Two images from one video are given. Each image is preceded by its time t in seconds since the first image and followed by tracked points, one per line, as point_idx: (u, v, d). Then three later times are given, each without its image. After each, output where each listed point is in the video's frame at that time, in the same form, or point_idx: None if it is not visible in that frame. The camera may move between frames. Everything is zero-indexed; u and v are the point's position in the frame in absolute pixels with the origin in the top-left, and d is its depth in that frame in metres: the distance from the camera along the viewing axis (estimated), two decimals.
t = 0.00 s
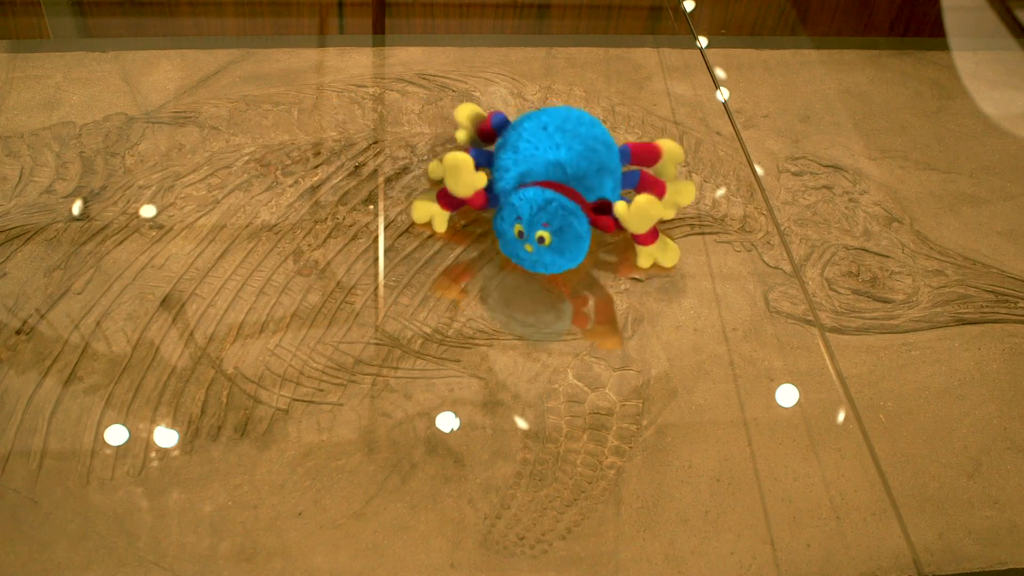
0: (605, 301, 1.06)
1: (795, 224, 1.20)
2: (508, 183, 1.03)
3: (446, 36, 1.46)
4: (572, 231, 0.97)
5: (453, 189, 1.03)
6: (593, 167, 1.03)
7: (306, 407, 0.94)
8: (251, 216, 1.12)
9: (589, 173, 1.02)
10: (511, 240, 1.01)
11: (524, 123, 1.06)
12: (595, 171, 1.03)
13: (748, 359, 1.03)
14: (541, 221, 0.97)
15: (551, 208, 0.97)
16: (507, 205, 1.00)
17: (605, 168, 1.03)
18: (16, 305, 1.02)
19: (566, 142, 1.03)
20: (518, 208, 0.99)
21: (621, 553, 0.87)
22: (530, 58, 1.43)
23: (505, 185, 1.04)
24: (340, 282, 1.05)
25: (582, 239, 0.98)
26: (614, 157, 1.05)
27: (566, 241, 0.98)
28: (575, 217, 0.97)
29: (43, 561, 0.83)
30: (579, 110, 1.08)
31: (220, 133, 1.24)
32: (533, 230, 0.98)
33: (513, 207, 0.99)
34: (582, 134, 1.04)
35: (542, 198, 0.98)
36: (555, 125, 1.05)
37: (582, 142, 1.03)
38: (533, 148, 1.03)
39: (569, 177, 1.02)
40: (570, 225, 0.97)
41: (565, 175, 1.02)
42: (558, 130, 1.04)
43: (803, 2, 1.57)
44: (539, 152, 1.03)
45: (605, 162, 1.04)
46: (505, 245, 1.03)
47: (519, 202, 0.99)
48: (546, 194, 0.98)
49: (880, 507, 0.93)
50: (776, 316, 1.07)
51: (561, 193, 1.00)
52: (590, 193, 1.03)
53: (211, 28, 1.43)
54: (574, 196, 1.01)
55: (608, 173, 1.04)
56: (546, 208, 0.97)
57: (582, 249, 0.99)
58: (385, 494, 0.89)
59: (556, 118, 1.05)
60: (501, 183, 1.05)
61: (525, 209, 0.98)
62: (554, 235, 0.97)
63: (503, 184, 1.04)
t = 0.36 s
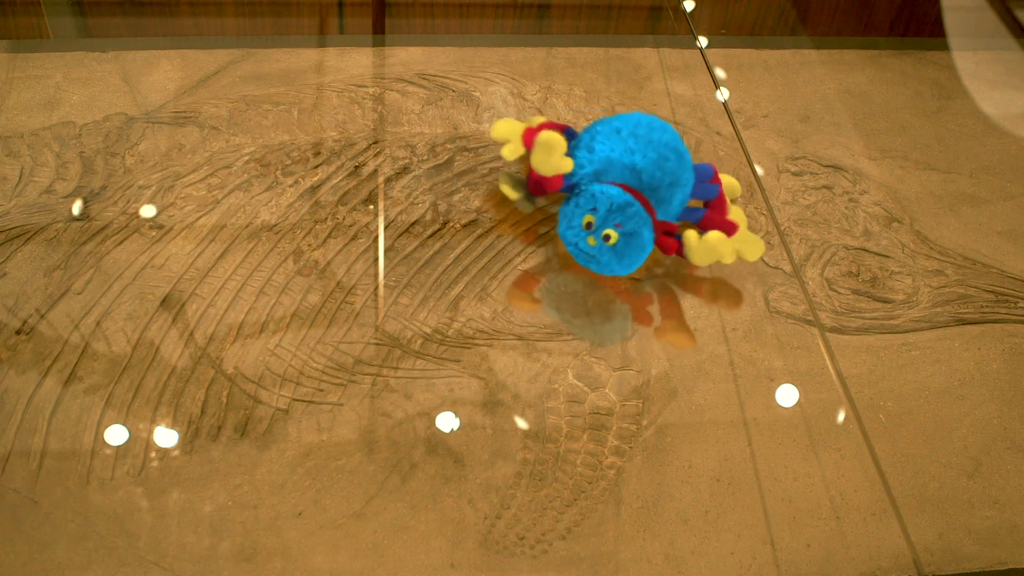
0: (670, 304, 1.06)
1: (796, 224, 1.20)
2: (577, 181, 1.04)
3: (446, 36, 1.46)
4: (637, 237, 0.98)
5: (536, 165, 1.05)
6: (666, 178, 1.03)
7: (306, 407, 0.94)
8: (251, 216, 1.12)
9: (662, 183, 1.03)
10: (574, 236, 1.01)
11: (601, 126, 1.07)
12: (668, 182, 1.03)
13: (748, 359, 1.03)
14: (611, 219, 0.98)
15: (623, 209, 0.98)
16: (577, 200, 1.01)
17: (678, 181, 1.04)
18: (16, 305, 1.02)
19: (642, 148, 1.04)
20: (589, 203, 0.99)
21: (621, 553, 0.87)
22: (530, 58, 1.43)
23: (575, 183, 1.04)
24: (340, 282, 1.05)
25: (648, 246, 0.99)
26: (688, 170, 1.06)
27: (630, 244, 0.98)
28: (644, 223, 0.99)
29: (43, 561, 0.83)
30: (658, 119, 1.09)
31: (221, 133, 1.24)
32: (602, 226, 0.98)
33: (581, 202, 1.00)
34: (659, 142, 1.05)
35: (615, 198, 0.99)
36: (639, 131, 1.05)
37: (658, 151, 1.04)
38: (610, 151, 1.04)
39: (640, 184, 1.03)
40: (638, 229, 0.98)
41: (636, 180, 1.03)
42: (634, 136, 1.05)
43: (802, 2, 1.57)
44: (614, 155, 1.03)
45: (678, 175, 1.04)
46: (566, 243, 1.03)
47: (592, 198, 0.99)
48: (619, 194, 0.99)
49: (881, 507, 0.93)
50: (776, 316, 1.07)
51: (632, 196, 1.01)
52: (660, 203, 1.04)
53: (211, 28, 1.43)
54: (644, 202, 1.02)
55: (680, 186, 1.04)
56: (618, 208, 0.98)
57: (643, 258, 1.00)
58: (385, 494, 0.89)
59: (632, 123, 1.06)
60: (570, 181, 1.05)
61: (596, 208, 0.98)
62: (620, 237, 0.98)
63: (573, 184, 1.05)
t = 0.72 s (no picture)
0: (696, 308, 1.06)
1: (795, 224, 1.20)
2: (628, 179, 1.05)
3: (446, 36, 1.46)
4: (683, 233, 0.97)
5: (582, 169, 1.08)
6: (715, 174, 1.02)
7: (306, 407, 0.94)
8: (251, 216, 1.12)
9: (710, 180, 1.02)
10: (617, 234, 0.99)
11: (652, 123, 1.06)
12: (715, 180, 1.02)
13: (748, 359, 1.03)
14: (654, 216, 0.96)
15: (668, 205, 0.96)
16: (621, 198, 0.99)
17: (726, 179, 1.02)
18: (17, 305, 1.02)
19: (691, 145, 1.02)
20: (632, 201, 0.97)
21: (621, 553, 0.87)
22: (529, 58, 1.43)
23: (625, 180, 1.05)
24: (340, 282, 1.05)
25: (694, 241, 0.98)
26: (738, 167, 1.04)
27: (676, 240, 0.97)
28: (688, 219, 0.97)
29: (43, 561, 0.83)
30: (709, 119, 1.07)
31: (220, 133, 1.24)
32: (646, 224, 0.96)
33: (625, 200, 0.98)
34: (708, 140, 1.03)
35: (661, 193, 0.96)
36: (689, 129, 1.04)
37: (707, 148, 1.02)
38: (662, 148, 1.03)
39: (689, 182, 1.01)
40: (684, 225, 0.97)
41: (684, 177, 1.01)
42: (684, 134, 1.03)
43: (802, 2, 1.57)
44: (663, 152, 1.03)
45: (727, 173, 1.02)
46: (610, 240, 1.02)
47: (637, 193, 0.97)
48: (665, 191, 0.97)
49: (880, 507, 0.93)
50: (776, 315, 1.07)
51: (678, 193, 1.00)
52: (708, 199, 1.03)
53: (211, 28, 1.43)
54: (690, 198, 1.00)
55: (729, 182, 1.03)
56: (662, 204, 0.96)
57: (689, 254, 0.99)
58: (385, 494, 0.89)
59: (683, 121, 1.05)
60: (620, 177, 1.06)
61: (638, 202, 0.97)
62: (663, 233, 0.96)
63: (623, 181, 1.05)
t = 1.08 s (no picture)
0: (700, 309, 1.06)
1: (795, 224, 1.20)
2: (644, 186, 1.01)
3: (445, 36, 1.46)
4: (706, 251, 0.97)
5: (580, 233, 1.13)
6: (732, 184, 0.99)
7: (306, 407, 0.94)
8: (251, 216, 1.12)
9: (726, 189, 0.99)
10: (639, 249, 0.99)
11: (669, 127, 1.02)
12: (732, 189, 0.99)
13: (748, 359, 1.03)
14: (675, 238, 0.96)
15: (688, 225, 0.96)
16: (638, 217, 0.98)
17: (743, 188, 1.00)
18: (16, 305, 1.02)
19: (709, 152, 0.99)
20: (651, 223, 0.97)
21: (621, 553, 0.87)
22: (529, 58, 1.43)
23: (643, 185, 1.01)
24: (340, 282, 1.05)
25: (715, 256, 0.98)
26: (754, 174, 1.02)
27: (698, 258, 0.97)
28: (710, 237, 0.97)
29: (43, 561, 0.83)
30: (727, 123, 1.04)
31: (220, 133, 1.24)
32: (668, 246, 0.97)
33: (644, 221, 0.98)
34: (726, 147, 1.00)
35: (679, 214, 0.96)
36: (707, 136, 1.00)
37: (725, 157, 0.99)
38: (680, 155, 0.99)
39: (707, 191, 0.99)
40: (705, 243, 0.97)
41: (701, 186, 0.99)
42: (703, 140, 1.00)
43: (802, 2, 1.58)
44: (681, 158, 0.99)
45: (743, 183, 1.00)
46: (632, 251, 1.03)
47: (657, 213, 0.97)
48: (684, 210, 0.96)
49: (881, 507, 0.93)
50: (776, 316, 1.07)
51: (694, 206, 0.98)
52: (723, 208, 1.00)
53: (211, 28, 1.43)
54: (707, 211, 0.99)
55: (745, 193, 1.01)
56: (682, 226, 0.96)
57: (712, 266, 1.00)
58: (385, 494, 0.89)
59: (702, 126, 1.01)
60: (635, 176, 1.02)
61: (662, 222, 0.96)
62: (686, 253, 0.97)
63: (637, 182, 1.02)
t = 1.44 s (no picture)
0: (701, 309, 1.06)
1: (796, 224, 1.20)
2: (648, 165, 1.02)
3: (445, 36, 1.46)
4: (696, 237, 0.98)
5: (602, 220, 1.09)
6: (737, 173, 1.00)
7: (306, 407, 0.94)
8: (251, 216, 1.12)
9: (732, 176, 1.00)
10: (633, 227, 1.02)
11: (684, 113, 1.05)
12: (738, 177, 1.00)
13: (748, 359, 1.03)
14: (664, 222, 0.98)
15: (681, 209, 0.97)
16: (633, 197, 1.00)
17: (748, 177, 1.00)
18: (17, 305, 1.02)
19: (720, 140, 1.01)
20: (642, 205, 0.99)
21: (621, 553, 0.87)
22: (529, 58, 1.43)
23: (648, 163, 1.02)
24: (340, 282, 1.05)
25: (707, 242, 0.99)
26: (758, 167, 1.03)
27: (688, 243, 0.98)
28: (702, 222, 0.97)
29: (43, 561, 0.83)
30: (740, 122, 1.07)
31: (220, 133, 1.24)
32: (657, 229, 0.98)
33: (638, 201, 0.99)
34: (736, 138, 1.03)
35: (672, 195, 0.97)
36: (721, 126, 1.03)
37: (736, 146, 1.01)
38: (691, 136, 1.01)
39: (713, 174, 0.99)
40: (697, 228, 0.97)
41: (707, 169, 0.99)
42: (715, 128, 1.03)
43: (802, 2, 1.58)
44: (691, 141, 1.00)
45: (748, 172, 1.01)
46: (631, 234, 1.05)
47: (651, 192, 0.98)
48: (679, 192, 0.97)
49: (881, 507, 0.93)
50: (776, 316, 1.07)
51: (694, 189, 0.99)
52: (725, 194, 1.00)
53: (211, 28, 1.43)
54: (706, 195, 0.98)
55: (749, 183, 1.01)
56: (672, 208, 0.97)
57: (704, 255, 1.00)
58: (385, 494, 0.89)
59: (715, 118, 1.04)
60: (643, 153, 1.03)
61: (654, 202, 0.98)
62: (675, 237, 0.98)
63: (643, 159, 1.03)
